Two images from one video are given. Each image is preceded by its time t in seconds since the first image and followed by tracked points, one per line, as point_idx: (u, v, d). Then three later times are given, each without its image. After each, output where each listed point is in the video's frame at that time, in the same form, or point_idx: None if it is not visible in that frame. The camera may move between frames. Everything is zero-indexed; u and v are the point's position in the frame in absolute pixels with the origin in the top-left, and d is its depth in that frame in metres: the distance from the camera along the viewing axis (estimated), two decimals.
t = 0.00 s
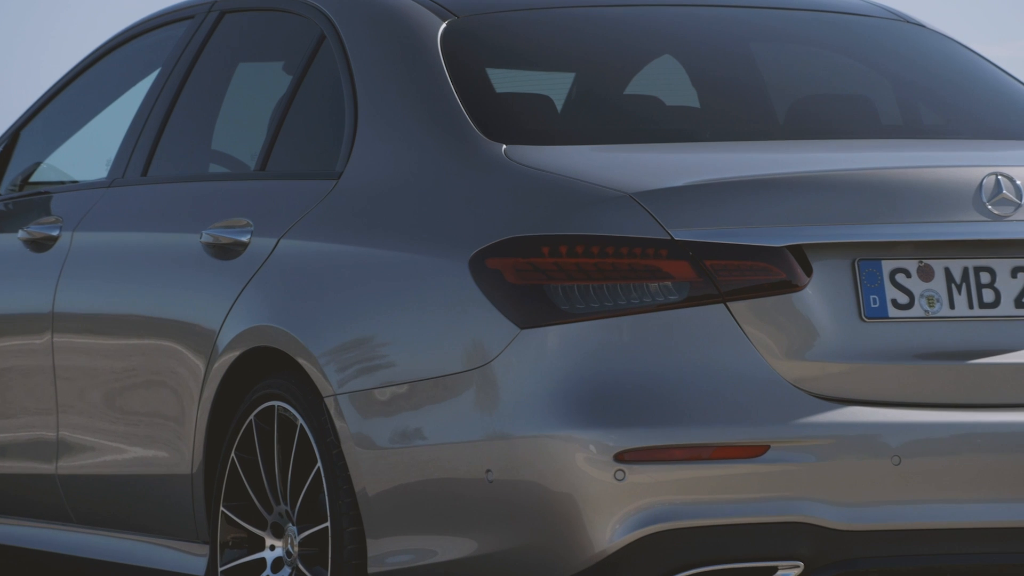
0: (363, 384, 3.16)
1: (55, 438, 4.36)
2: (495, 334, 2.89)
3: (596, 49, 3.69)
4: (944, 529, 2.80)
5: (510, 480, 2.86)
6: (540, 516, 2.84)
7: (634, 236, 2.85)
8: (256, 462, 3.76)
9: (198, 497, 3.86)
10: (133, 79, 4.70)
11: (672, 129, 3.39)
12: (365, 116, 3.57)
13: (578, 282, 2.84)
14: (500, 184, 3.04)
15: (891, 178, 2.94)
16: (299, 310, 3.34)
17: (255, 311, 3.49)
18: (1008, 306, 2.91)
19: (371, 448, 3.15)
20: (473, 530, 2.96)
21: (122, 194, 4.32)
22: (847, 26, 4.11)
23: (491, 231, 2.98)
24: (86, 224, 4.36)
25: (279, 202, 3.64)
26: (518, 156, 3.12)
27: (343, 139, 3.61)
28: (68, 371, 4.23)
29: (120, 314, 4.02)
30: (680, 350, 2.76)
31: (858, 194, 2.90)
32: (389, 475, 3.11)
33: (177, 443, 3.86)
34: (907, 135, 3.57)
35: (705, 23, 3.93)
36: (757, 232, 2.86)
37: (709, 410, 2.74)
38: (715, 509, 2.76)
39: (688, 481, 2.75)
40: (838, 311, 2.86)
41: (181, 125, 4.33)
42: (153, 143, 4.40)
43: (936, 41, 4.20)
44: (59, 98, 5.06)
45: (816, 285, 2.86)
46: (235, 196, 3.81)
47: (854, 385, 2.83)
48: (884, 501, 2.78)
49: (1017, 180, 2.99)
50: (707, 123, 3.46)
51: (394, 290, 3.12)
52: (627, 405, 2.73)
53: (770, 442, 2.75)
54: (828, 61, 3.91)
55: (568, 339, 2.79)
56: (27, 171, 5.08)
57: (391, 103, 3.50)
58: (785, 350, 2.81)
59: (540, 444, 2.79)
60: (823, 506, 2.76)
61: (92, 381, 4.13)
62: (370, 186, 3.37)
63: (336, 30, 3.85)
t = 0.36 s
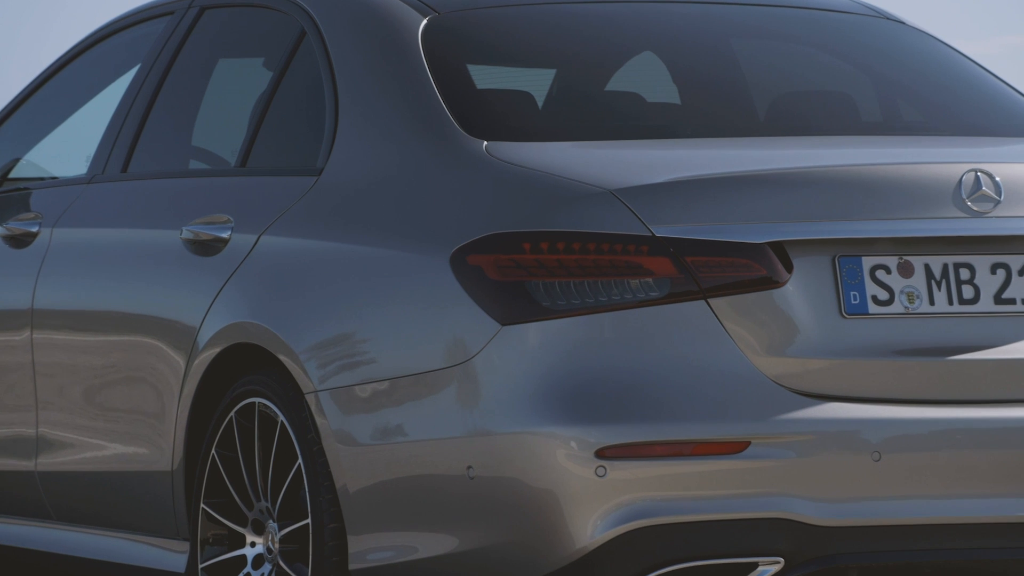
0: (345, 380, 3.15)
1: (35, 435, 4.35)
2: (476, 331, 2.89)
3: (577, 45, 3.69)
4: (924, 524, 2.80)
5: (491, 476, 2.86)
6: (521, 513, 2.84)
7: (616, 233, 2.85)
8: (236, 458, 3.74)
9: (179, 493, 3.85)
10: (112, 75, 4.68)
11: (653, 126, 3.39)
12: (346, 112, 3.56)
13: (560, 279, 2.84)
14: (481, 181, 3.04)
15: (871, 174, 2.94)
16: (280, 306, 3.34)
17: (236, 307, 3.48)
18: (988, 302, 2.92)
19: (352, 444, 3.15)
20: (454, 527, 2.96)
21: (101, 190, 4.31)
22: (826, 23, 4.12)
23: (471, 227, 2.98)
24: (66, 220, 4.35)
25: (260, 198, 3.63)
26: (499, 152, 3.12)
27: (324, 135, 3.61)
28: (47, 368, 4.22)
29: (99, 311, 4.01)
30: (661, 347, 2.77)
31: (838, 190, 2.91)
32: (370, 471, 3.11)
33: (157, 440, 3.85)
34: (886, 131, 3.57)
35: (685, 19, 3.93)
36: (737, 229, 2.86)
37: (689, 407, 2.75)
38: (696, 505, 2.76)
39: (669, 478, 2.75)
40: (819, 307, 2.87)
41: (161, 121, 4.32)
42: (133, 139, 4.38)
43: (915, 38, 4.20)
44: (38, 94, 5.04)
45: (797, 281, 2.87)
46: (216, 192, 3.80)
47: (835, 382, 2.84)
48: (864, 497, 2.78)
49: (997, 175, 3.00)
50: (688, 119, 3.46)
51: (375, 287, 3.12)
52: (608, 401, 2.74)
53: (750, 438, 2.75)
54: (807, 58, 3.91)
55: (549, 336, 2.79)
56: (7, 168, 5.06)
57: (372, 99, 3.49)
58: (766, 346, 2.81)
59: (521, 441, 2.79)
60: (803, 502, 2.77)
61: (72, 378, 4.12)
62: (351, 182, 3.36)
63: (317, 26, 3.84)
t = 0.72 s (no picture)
0: (326, 378, 3.15)
1: (15, 433, 4.34)
2: (457, 329, 2.89)
3: (558, 42, 3.69)
4: (903, 521, 2.81)
5: (472, 473, 2.86)
6: (503, 509, 2.84)
7: (597, 230, 2.85)
8: (217, 456, 3.73)
9: (160, 491, 3.83)
10: (93, 72, 4.67)
11: (634, 123, 3.39)
12: (327, 108, 3.56)
13: (541, 276, 2.85)
14: (462, 178, 3.04)
15: (852, 171, 2.95)
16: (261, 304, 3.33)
17: (217, 304, 3.48)
18: (968, 299, 2.93)
19: (332, 441, 3.14)
20: (436, 524, 2.96)
21: (81, 188, 4.30)
22: (806, 21, 4.13)
23: (453, 225, 2.98)
24: (46, 217, 4.34)
25: (241, 195, 3.62)
26: (480, 149, 3.12)
27: (305, 131, 3.60)
28: (27, 365, 4.21)
29: (80, 308, 4.00)
30: (643, 344, 2.77)
31: (818, 187, 2.91)
32: (351, 469, 3.10)
33: (138, 437, 3.84)
34: (866, 129, 3.58)
35: (666, 17, 3.93)
36: (718, 226, 2.87)
37: (670, 404, 2.75)
38: (677, 502, 2.77)
39: (649, 475, 2.76)
40: (799, 304, 2.87)
41: (141, 118, 4.31)
42: (113, 136, 4.38)
43: (895, 36, 4.21)
44: (19, 91, 5.03)
45: (778, 278, 2.87)
46: (197, 189, 3.80)
47: (816, 378, 2.84)
48: (844, 494, 2.79)
49: (977, 173, 3.01)
50: (668, 117, 3.46)
51: (356, 284, 3.11)
52: (589, 398, 2.74)
53: (731, 435, 2.76)
54: (788, 56, 3.92)
55: (531, 333, 2.79)
56: None
57: (353, 95, 3.49)
58: (747, 343, 2.82)
59: (503, 438, 2.79)
60: (784, 499, 2.77)
61: (52, 375, 4.11)
62: (332, 179, 3.36)
63: (298, 22, 3.83)
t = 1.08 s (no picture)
0: (306, 374, 3.14)
1: None
2: (438, 325, 2.89)
3: (539, 39, 3.69)
4: (883, 517, 2.82)
5: (453, 469, 2.86)
6: (484, 506, 2.84)
7: (578, 227, 2.86)
8: (197, 453, 3.71)
9: (139, 488, 3.82)
10: (72, 67, 4.66)
11: (615, 119, 3.39)
12: (307, 105, 3.55)
13: (522, 273, 2.85)
14: (443, 174, 3.04)
15: (831, 168, 2.96)
16: (241, 300, 3.33)
17: (197, 301, 3.47)
18: (947, 296, 2.94)
19: (313, 438, 3.14)
20: (416, 520, 2.96)
21: (60, 184, 4.29)
22: (786, 18, 4.13)
23: (433, 221, 2.97)
24: (25, 214, 4.33)
25: (220, 192, 3.61)
26: (460, 145, 3.12)
27: (285, 128, 3.59)
28: (7, 362, 4.20)
29: (59, 305, 3.99)
30: (623, 341, 2.78)
31: (799, 184, 2.92)
32: (331, 465, 3.10)
33: (118, 434, 3.82)
34: (846, 126, 3.59)
35: (647, 14, 3.93)
36: (699, 223, 2.87)
37: (651, 400, 2.76)
38: (657, 498, 2.77)
39: (630, 471, 2.76)
40: (780, 301, 2.88)
41: (120, 114, 4.30)
42: (92, 131, 4.37)
43: (876, 34, 4.22)
44: None
45: (758, 275, 2.88)
46: (176, 185, 3.79)
47: (796, 375, 2.85)
48: (824, 490, 2.80)
49: (956, 170, 3.02)
50: (649, 113, 3.46)
51: (336, 281, 3.11)
52: (570, 395, 2.75)
53: (711, 431, 2.76)
54: (768, 53, 3.93)
55: (512, 330, 2.79)
56: None
57: (333, 92, 3.48)
58: (728, 339, 2.83)
59: (484, 435, 2.79)
60: (764, 495, 2.78)
61: (31, 372, 4.10)
62: (312, 175, 3.35)
63: (277, 18, 3.82)
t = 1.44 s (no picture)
0: (282, 367, 3.14)
1: None
2: (415, 318, 2.89)
3: (516, 31, 3.68)
4: (858, 509, 2.83)
5: (430, 462, 2.86)
6: (461, 499, 2.84)
7: (555, 220, 2.86)
8: (173, 446, 3.69)
9: (115, 481, 3.81)
10: (49, 58, 4.66)
11: (592, 112, 3.39)
12: (283, 97, 3.54)
13: (499, 266, 2.85)
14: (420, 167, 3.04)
15: (807, 161, 2.96)
16: (217, 293, 3.32)
17: (173, 294, 3.46)
18: (922, 288, 2.95)
19: (289, 431, 3.13)
20: (393, 513, 2.96)
21: (36, 176, 4.29)
22: (763, 11, 4.14)
23: (410, 213, 2.97)
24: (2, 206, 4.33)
25: (196, 184, 3.61)
26: (437, 138, 3.11)
27: (261, 120, 3.58)
28: None
29: (36, 298, 3.98)
30: (600, 333, 2.78)
31: (774, 177, 2.92)
32: (308, 458, 3.09)
33: (93, 427, 3.81)
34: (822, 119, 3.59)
35: (624, 8, 3.94)
36: (675, 216, 2.88)
37: (627, 393, 2.76)
38: (634, 491, 2.77)
39: (606, 464, 2.77)
40: (756, 294, 2.88)
41: (97, 106, 4.29)
42: (68, 123, 4.38)
43: (854, 28, 4.23)
44: None
45: (735, 267, 2.88)
46: (152, 177, 3.78)
47: (772, 367, 2.86)
48: (800, 482, 2.81)
49: (931, 163, 3.03)
50: (627, 106, 3.46)
51: (313, 274, 3.11)
52: (547, 388, 2.75)
53: (688, 424, 2.77)
54: (745, 47, 3.93)
55: (488, 323, 2.80)
56: None
57: (309, 83, 3.47)
58: (704, 332, 2.83)
59: (461, 427, 2.79)
60: (740, 488, 2.79)
61: (8, 365, 4.09)
62: (288, 167, 3.34)
63: (253, 9, 3.81)
